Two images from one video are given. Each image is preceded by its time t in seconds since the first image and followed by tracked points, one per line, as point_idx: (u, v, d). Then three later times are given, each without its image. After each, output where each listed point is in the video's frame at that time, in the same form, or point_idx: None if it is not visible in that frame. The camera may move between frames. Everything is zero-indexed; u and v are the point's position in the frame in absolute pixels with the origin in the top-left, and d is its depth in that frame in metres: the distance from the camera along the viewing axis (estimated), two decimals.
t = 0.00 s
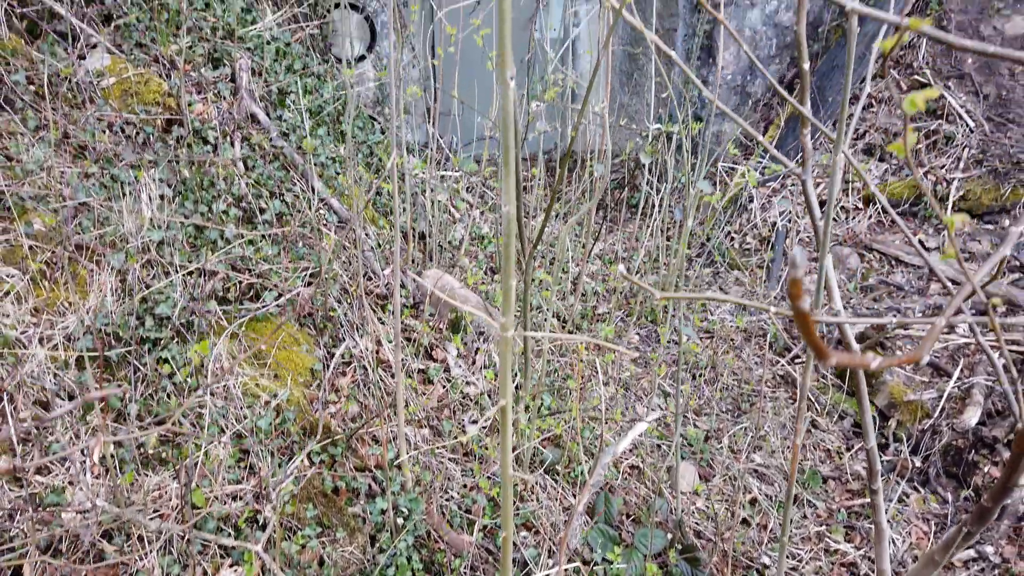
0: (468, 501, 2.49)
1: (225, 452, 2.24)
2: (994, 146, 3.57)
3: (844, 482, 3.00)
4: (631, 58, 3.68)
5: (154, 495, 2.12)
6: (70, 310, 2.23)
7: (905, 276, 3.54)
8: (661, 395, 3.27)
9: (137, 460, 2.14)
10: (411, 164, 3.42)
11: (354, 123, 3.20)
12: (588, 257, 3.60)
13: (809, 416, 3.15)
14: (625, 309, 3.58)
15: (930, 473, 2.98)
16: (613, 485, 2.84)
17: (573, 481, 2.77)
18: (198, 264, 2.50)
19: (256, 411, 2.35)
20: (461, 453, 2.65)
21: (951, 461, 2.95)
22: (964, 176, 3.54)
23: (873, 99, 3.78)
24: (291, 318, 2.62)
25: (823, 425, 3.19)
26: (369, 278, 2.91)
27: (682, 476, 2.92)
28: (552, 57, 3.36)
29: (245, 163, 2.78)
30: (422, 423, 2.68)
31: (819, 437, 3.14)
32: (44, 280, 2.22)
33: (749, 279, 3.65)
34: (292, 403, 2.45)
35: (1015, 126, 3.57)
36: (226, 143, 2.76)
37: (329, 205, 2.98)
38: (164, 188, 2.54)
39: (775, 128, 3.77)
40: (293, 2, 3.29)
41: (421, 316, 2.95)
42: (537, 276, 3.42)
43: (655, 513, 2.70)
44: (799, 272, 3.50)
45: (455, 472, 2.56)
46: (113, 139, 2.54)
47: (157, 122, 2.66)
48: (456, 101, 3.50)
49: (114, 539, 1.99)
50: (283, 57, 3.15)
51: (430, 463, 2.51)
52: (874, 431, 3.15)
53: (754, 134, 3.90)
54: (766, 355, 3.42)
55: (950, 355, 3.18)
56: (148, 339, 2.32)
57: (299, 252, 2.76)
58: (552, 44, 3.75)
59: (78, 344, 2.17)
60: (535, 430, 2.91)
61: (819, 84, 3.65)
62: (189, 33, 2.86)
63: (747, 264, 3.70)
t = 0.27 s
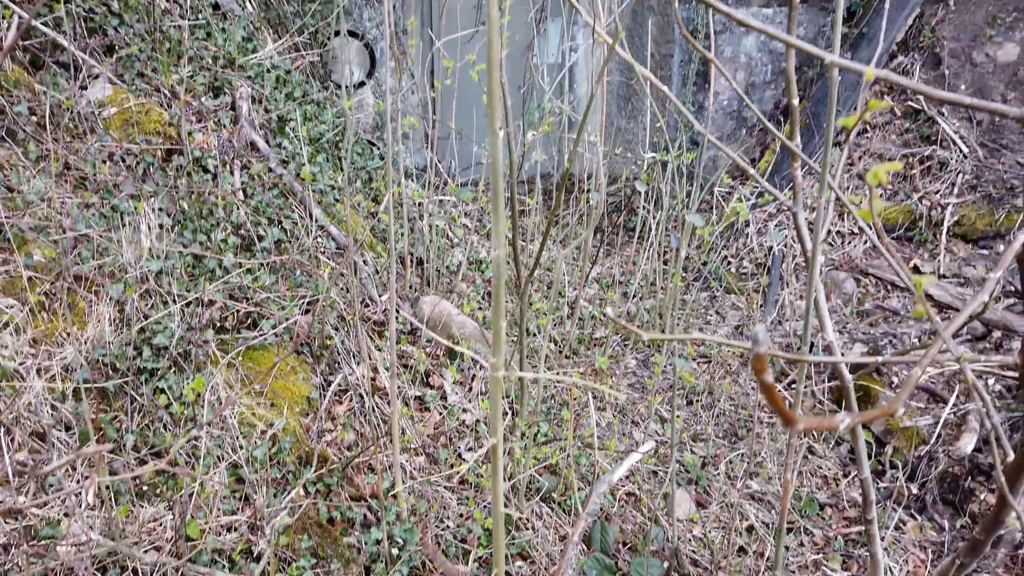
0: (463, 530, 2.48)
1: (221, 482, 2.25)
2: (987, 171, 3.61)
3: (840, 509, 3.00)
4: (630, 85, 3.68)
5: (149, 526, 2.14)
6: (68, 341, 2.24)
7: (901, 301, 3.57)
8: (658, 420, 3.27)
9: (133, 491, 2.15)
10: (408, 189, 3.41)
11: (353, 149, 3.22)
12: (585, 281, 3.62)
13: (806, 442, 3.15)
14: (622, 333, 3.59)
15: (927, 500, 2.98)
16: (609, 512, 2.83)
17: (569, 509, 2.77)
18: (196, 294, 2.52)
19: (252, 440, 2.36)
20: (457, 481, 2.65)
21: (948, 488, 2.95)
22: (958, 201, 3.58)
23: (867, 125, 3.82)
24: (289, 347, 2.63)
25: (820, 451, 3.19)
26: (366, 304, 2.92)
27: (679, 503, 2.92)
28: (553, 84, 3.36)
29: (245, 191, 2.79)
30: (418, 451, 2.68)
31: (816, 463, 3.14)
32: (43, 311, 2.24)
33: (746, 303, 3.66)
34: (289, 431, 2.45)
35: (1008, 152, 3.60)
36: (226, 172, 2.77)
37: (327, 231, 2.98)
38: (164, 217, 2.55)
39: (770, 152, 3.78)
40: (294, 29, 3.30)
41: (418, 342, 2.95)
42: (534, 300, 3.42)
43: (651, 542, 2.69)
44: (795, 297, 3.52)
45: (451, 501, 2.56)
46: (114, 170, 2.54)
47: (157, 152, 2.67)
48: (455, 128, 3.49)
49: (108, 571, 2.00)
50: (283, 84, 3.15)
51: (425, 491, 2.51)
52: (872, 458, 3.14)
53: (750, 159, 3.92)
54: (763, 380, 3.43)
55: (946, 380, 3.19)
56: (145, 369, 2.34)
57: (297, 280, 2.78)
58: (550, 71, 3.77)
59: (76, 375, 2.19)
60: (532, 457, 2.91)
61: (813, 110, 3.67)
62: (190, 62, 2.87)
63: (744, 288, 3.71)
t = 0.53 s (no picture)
0: (459, 557, 2.48)
1: (217, 510, 2.25)
2: (982, 194, 3.63)
3: (837, 533, 2.99)
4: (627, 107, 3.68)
5: (144, 555, 2.14)
6: (65, 369, 2.25)
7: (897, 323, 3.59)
8: (655, 442, 3.27)
9: (128, 519, 2.15)
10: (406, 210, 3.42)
11: (352, 172, 3.22)
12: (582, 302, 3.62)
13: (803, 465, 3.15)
14: (618, 354, 3.60)
15: (923, 524, 2.98)
16: (605, 537, 2.84)
17: (565, 534, 2.77)
18: (195, 320, 2.53)
19: (248, 467, 2.37)
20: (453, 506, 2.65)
21: (944, 512, 2.95)
22: (953, 223, 3.61)
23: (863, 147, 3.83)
24: (286, 372, 2.65)
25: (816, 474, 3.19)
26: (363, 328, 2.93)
27: (675, 527, 2.92)
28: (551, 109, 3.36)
29: (244, 216, 2.80)
30: (415, 476, 2.68)
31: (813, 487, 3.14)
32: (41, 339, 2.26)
33: (743, 324, 3.67)
34: (284, 458, 2.46)
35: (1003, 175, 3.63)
36: (226, 196, 2.79)
37: (326, 255, 2.98)
38: (163, 243, 2.57)
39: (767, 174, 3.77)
40: (294, 53, 3.30)
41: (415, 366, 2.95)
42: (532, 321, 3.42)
43: (647, 568, 2.69)
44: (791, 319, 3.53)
45: (447, 527, 2.57)
46: (114, 195, 2.55)
47: (158, 177, 2.68)
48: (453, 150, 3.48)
49: None
50: (283, 108, 3.14)
51: (422, 517, 2.51)
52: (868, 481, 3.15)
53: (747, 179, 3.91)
54: (760, 402, 3.43)
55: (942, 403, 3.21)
56: (143, 396, 2.35)
57: (294, 305, 2.79)
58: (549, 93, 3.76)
59: (73, 403, 2.20)
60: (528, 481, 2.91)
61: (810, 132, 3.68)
62: (190, 88, 2.87)
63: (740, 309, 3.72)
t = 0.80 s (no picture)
0: None
1: (209, 544, 2.24)
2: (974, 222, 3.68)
3: (833, 564, 2.98)
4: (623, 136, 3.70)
5: None
6: (59, 403, 2.26)
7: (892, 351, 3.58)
8: (651, 471, 3.26)
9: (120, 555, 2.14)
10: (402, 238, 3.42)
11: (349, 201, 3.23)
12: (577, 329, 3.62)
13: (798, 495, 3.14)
14: (614, 382, 3.60)
15: (920, 555, 2.96)
16: (599, 568, 2.82)
17: (559, 566, 2.76)
18: (190, 352, 2.54)
19: (241, 500, 2.36)
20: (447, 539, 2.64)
21: (940, 542, 2.94)
22: (947, 251, 3.65)
23: (857, 175, 3.85)
24: (280, 405, 2.65)
25: (812, 504, 3.17)
26: (358, 357, 2.93)
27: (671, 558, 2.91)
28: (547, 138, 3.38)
29: (241, 247, 2.81)
30: (408, 508, 2.67)
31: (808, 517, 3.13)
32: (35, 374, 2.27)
33: (739, 352, 3.67)
34: (277, 491, 2.45)
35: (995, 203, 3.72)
36: (223, 227, 2.79)
37: (322, 284, 2.98)
38: (160, 275, 2.58)
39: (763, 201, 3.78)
40: (294, 83, 3.27)
41: (409, 396, 2.95)
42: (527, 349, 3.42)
43: None
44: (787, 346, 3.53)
45: (440, 560, 2.55)
46: (112, 229, 2.56)
47: (156, 210, 2.68)
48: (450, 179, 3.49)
49: None
50: (281, 138, 3.14)
51: (415, 550, 2.50)
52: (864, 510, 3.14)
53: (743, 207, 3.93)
54: (756, 431, 3.42)
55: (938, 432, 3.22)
56: (136, 430, 2.35)
57: (290, 336, 2.80)
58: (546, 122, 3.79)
59: (67, 438, 2.20)
60: (522, 511, 2.90)
61: (804, 160, 3.70)
62: (189, 120, 2.83)
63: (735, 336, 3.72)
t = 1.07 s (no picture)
0: None
1: None
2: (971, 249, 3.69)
3: None
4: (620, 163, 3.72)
5: None
6: (53, 435, 2.26)
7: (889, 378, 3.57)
8: (648, 500, 3.24)
9: None
10: (399, 264, 3.43)
11: (347, 228, 3.24)
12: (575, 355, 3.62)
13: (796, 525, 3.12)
14: (612, 409, 3.59)
15: None
16: None
17: None
18: (185, 382, 2.55)
19: (234, 532, 2.34)
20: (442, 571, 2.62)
21: (939, 573, 2.92)
22: (943, 278, 3.68)
23: (852, 202, 3.87)
24: (275, 434, 2.64)
25: (810, 533, 3.16)
26: (354, 385, 2.93)
27: None
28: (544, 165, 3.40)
29: (238, 276, 2.82)
30: (403, 539, 2.65)
31: (804, 546, 3.12)
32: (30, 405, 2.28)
33: (736, 378, 3.67)
34: (271, 523, 2.44)
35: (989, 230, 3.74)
36: (221, 256, 2.80)
37: (319, 312, 2.98)
38: (156, 304, 2.59)
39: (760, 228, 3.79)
40: (294, 113, 3.25)
41: (405, 424, 2.94)
42: (524, 376, 3.41)
43: None
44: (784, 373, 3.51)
45: None
46: (110, 258, 2.59)
47: (154, 239, 2.69)
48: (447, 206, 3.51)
49: None
50: (280, 166, 3.13)
51: None
52: (862, 540, 3.12)
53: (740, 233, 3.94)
54: (753, 459, 3.40)
55: (935, 460, 3.21)
56: (130, 461, 2.35)
57: (286, 364, 2.80)
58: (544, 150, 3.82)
59: (60, 470, 2.19)
60: (518, 542, 2.87)
61: (799, 187, 3.72)
62: (188, 149, 2.86)
63: (732, 362, 3.71)
